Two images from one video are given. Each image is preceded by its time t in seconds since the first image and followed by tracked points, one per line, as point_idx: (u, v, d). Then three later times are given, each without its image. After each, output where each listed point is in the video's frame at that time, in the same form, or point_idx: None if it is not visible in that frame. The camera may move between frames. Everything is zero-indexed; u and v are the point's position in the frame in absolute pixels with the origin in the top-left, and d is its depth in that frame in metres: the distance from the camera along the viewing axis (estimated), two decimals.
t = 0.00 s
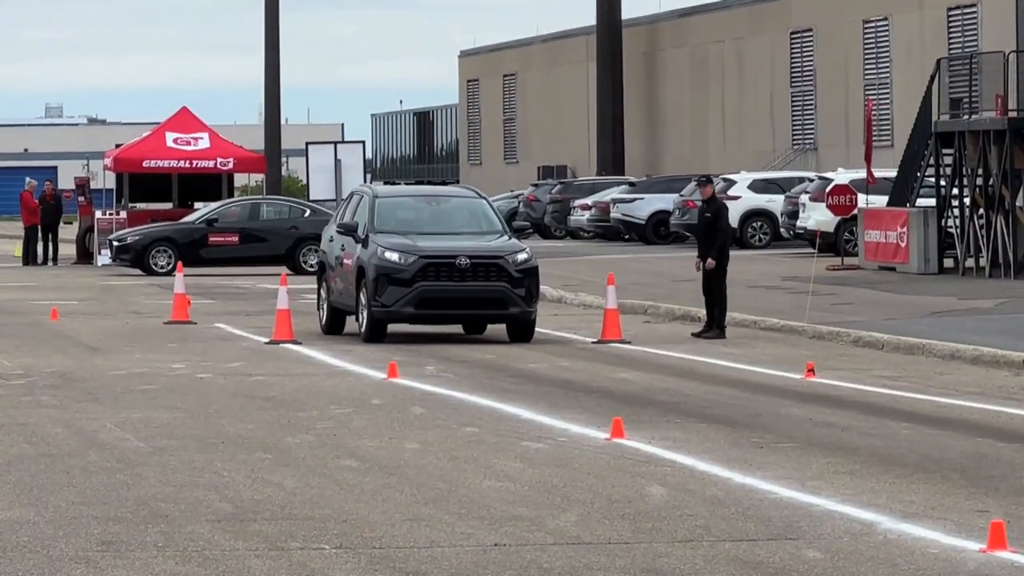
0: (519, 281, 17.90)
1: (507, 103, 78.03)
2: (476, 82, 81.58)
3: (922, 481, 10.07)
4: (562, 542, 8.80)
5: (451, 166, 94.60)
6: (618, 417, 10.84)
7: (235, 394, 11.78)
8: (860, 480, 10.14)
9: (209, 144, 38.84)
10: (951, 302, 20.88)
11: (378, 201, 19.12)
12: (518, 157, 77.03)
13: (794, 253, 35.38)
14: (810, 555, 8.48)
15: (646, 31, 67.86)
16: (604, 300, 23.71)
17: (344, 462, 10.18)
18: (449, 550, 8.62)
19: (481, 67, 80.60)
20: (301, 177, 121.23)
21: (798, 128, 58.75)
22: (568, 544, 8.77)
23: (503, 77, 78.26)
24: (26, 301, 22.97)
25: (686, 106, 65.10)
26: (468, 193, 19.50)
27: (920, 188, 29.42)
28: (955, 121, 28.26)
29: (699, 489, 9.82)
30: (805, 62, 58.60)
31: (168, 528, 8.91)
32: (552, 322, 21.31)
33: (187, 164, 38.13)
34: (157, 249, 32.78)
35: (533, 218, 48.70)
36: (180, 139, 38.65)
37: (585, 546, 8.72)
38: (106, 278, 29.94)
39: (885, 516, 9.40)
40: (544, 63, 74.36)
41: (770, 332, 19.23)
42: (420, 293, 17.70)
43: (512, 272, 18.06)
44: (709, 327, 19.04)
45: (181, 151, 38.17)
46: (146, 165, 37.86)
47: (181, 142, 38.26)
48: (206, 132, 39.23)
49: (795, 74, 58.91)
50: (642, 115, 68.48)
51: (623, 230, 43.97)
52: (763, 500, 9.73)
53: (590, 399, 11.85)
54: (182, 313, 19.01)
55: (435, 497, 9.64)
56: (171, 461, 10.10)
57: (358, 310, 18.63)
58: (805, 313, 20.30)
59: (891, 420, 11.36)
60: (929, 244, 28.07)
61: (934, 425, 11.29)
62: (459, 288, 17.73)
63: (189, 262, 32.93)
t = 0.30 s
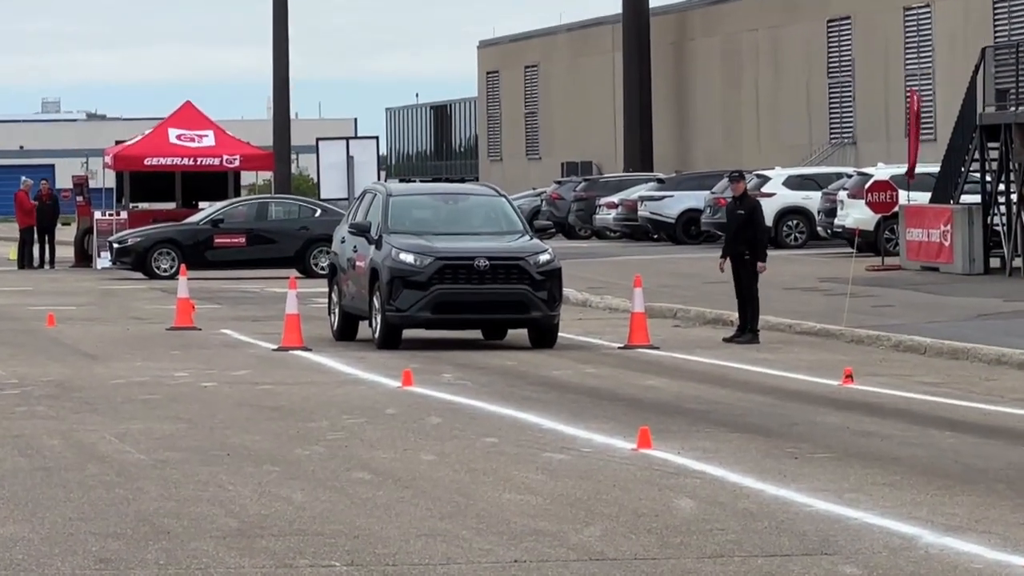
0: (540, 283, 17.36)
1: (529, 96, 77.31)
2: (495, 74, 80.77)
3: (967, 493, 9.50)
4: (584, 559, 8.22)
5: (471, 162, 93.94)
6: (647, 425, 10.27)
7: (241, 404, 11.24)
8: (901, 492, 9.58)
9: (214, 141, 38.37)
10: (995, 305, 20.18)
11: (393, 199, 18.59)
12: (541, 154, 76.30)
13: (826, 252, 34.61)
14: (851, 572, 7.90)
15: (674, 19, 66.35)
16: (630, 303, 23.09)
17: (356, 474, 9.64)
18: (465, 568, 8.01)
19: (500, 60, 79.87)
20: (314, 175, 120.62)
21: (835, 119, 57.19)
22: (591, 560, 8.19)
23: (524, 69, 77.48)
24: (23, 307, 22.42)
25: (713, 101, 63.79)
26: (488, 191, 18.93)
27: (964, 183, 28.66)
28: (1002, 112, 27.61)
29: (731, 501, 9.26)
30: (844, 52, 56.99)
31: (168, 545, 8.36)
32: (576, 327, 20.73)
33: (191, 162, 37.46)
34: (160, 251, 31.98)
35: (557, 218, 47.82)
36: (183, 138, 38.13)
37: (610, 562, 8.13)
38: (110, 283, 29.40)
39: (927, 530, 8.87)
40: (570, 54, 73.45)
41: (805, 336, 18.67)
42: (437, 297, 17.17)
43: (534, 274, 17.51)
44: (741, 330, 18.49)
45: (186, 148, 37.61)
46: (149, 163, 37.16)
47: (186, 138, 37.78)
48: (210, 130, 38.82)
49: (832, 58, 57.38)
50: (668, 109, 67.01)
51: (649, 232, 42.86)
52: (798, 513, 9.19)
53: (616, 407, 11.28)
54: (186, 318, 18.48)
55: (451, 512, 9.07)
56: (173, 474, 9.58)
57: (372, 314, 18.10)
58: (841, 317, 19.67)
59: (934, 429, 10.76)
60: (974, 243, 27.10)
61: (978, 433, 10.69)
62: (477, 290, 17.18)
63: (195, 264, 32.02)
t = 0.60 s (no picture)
0: (563, 289, 16.98)
1: (551, 93, 76.71)
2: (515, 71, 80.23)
3: (1010, 506, 9.09)
4: None
5: (490, 162, 93.41)
6: (675, 437, 9.85)
7: (252, 416, 10.85)
8: (939, 505, 9.17)
9: (223, 142, 37.97)
10: None
11: (409, 203, 18.22)
12: (563, 154, 75.93)
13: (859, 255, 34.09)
14: None
15: (703, 14, 65.14)
16: (656, 309, 22.67)
17: (373, 489, 9.25)
18: None
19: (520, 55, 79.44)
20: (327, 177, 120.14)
21: (870, 116, 56.09)
22: None
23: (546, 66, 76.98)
24: (27, 315, 22.04)
25: (745, 99, 62.88)
26: (508, 193, 18.55)
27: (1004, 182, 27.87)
28: None
29: (764, 518, 8.85)
30: (879, 48, 55.81)
31: (178, 563, 7.95)
32: (600, 333, 20.32)
33: (199, 165, 37.13)
34: (167, 256, 31.50)
35: (582, 220, 47.36)
36: (191, 140, 37.70)
37: None
38: (120, 291, 29.01)
39: (969, 545, 8.46)
40: (593, 48, 72.83)
41: (839, 342, 18.24)
42: (455, 304, 16.80)
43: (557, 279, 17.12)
44: (773, 338, 18.10)
45: (194, 151, 37.24)
46: (156, 165, 36.89)
47: (193, 141, 37.40)
48: (220, 131, 38.41)
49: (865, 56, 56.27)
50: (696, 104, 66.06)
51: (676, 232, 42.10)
52: (832, 528, 8.78)
53: (642, 418, 10.88)
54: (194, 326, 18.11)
55: (471, 528, 8.68)
56: (180, 491, 9.18)
57: (388, 321, 17.73)
58: (877, 322, 19.20)
59: (973, 439, 10.33)
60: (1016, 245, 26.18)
61: (1019, 443, 10.26)
62: (499, 297, 16.82)
63: (202, 269, 31.66)
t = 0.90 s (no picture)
0: (577, 297, 16.75)
1: (564, 96, 76.38)
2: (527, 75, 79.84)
3: None
4: None
5: (499, 167, 93.02)
6: (691, 449, 9.58)
7: (256, 431, 10.58)
8: (963, 518, 8.91)
9: (226, 148, 37.75)
10: None
11: (418, 210, 17.98)
12: (575, 160, 75.66)
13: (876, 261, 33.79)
14: None
15: (717, 14, 64.44)
16: (671, 319, 22.41)
17: (382, 505, 8.99)
18: None
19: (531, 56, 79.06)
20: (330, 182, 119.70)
21: (890, 119, 55.24)
22: None
23: (558, 69, 76.53)
24: (25, 327, 21.75)
25: (762, 101, 61.96)
26: (519, 200, 18.30)
27: None
28: None
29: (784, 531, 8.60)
30: (897, 44, 54.99)
31: None
32: (612, 343, 20.07)
33: (201, 173, 36.94)
34: (168, 267, 31.22)
35: (595, 228, 47.03)
36: (193, 145, 37.53)
37: None
38: (121, 300, 28.72)
39: (993, 560, 8.21)
40: (606, 51, 72.43)
41: (858, 351, 17.96)
42: (466, 313, 16.58)
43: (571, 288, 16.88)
44: (790, 348, 17.79)
45: (196, 158, 37.04)
46: (157, 173, 36.67)
47: (195, 148, 37.19)
48: (222, 136, 38.18)
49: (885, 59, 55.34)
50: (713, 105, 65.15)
51: (692, 238, 41.69)
52: (853, 543, 8.52)
53: (657, 430, 10.62)
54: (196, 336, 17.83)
55: (482, 544, 8.42)
56: (183, 507, 8.93)
57: (398, 333, 17.52)
58: (897, 331, 18.90)
59: (996, 450, 10.06)
60: None
61: None
62: (511, 307, 16.59)
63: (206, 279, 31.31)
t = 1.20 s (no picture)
0: (582, 303, 16.57)
1: (563, 100, 76.28)
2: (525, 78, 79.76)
3: None
4: None
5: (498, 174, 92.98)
6: (695, 458, 9.38)
7: (251, 442, 10.41)
8: (971, 529, 8.73)
9: (219, 155, 37.57)
10: None
11: (418, 217, 17.80)
12: (575, 165, 75.57)
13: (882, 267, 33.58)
14: None
15: (720, 16, 64.53)
16: (674, 326, 22.25)
17: (379, 518, 8.81)
18: None
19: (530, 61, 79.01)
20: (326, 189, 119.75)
21: (896, 123, 54.94)
22: None
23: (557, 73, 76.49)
24: (21, 337, 21.60)
25: (766, 108, 61.86)
26: (523, 206, 18.11)
27: None
28: None
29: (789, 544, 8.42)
30: (903, 44, 54.67)
31: None
32: (614, 352, 19.90)
33: (194, 178, 36.73)
34: (161, 276, 30.98)
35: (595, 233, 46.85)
36: (186, 152, 37.34)
37: None
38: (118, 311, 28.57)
39: (1003, 571, 8.04)
40: (606, 55, 72.38)
41: (863, 359, 17.77)
42: (468, 320, 16.41)
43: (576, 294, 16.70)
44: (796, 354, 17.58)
45: (189, 164, 36.86)
46: (149, 180, 36.47)
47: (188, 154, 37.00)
48: (215, 143, 38.01)
49: (892, 58, 55.07)
50: (717, 107, 65.24)
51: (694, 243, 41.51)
52: (860, 554, 8.34)
53: (660, 440, 10.43)
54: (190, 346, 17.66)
55: (482, 557, 8.24)
56: (176, 520, 8.75)
57: (399, 341, 17.36)
58: (903, 337, 18.71)
59: (1005, 459, 9.87)
60: None
61: None
62: (514, 312, 16.41)
63: (199, 289, 31.03)
